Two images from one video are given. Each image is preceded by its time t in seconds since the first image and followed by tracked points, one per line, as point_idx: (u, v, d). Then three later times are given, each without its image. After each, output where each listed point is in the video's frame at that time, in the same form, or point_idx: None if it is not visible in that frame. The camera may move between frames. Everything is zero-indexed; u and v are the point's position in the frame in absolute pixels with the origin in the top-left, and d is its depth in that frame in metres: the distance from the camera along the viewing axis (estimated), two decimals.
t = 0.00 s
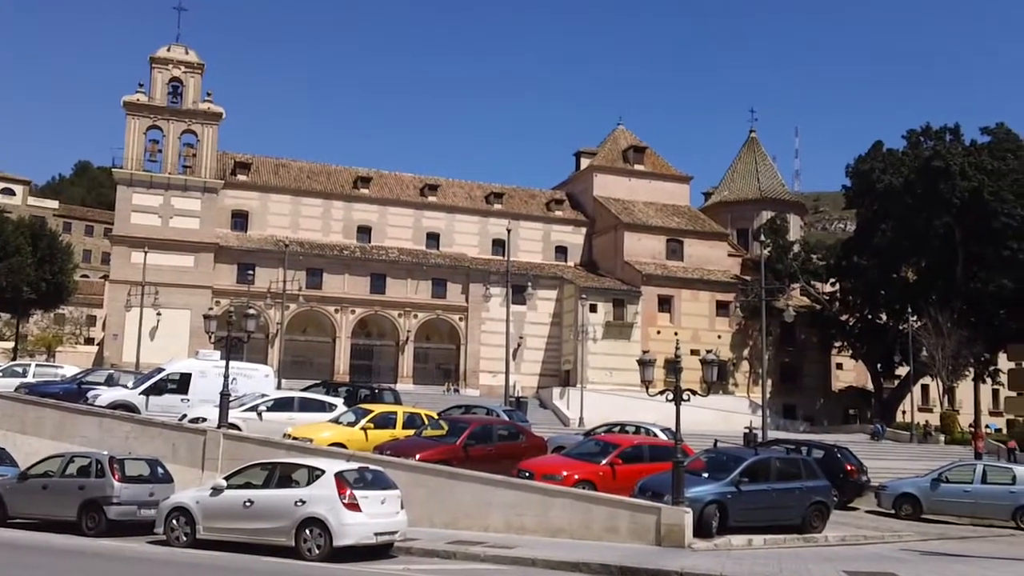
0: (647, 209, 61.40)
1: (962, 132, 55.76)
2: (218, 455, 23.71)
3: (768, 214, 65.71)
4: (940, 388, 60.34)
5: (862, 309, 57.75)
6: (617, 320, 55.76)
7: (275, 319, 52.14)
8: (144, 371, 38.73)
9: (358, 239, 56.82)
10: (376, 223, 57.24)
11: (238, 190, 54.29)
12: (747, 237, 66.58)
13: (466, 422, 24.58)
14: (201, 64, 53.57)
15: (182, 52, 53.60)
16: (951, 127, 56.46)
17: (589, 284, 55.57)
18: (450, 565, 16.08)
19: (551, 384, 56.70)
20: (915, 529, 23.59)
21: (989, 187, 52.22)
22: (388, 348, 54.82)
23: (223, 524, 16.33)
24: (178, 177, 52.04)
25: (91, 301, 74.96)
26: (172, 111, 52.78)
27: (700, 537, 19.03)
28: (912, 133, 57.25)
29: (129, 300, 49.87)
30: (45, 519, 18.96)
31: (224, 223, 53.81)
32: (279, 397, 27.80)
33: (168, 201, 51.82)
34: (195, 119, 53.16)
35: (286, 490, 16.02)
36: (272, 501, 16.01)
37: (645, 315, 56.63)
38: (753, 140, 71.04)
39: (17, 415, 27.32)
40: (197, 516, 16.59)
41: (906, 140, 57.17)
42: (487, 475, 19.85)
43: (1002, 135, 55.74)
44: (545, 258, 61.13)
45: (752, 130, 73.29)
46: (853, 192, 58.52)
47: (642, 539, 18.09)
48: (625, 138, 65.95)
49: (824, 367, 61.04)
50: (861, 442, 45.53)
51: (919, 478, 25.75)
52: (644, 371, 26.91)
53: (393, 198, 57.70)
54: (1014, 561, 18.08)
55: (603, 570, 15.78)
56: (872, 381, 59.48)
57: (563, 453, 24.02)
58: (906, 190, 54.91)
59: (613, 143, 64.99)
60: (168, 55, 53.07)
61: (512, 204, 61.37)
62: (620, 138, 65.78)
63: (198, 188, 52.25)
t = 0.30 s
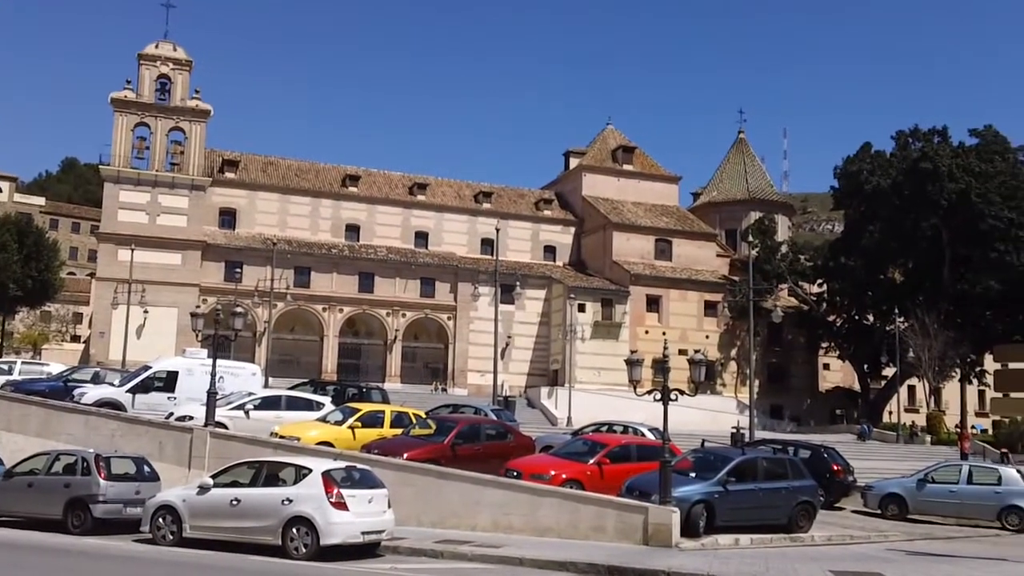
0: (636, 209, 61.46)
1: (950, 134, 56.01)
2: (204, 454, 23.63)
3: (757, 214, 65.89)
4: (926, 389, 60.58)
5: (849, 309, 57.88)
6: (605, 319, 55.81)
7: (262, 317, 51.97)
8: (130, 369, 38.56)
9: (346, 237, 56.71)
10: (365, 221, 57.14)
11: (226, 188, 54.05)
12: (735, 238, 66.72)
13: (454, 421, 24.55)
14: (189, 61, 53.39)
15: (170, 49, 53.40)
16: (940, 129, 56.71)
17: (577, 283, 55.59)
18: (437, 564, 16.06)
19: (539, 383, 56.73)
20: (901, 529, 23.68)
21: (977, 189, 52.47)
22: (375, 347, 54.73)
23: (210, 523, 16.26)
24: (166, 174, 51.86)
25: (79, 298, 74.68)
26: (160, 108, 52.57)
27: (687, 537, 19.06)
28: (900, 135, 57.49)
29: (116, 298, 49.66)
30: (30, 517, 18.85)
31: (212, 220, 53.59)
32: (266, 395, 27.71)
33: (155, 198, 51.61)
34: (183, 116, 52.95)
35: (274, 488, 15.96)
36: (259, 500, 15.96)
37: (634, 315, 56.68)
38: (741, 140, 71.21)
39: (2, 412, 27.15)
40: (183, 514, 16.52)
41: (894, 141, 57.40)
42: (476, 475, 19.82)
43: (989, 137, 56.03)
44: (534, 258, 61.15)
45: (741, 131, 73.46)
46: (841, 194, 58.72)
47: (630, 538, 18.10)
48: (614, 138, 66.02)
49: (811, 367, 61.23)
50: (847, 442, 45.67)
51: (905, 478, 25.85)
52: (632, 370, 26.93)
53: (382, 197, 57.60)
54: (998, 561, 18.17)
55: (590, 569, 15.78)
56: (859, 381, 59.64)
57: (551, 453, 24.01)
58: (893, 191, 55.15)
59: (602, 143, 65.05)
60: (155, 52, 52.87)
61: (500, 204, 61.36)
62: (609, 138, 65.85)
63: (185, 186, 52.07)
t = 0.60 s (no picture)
0: (627, 208, 61.52)
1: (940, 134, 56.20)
2: (193, 453, 23.56)
3: (747, 213, 66.02)
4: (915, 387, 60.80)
5: (838, 308, 57.98)
6: (596, 318, 55.84)
7: (252, 316, 51.81)
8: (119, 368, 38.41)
9: (336, 236, 56.61)
10: (355, 220, 57.05)
11: (216, 186, 53.84)
12: (726, 237, 66.82)
13: (445, 421, 24.53)
14: (178, 59, 53.21)
15: (160, 47, 53.18)
16: (930, 128, 56.93)
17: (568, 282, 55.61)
18: (428, 563, 16.02)
19: (530, 382, 56.74)
20: (890, 527, 23.72)
21: (966, 189, 52.67)
22: (366, 346, 54.64)
23: (199, 522, 16.21)
24: (156, 172, 51.71)
25: (67, 297, 74.43)
26: (149, 106, 52.38)
27: (677, 535, 19.08)
28: (891, 134, 57.66)
29: (105, 297, 49.47)
30: (18, 517, 18.76)
31: (202, 219, 53.38)
32: (256, 394, 27.63)
33: (145, 197, 51.46)
34: (172, 114, 52.78)
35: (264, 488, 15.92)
36: (249, 499, 15.91)
37: (624, 313, 56.72)
38: (732, 140, 71.32)
39: None
40: (173, 514, 16.47)
41: (885, 141, 57.58)
42: (466, 474, 19.80)
43: (979, 136, 56.26)
44: (525, 257, 61.15)
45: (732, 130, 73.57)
46: (831, 193, 58.88)
47: (620, 537, 18.12)
48: (605, 137, 66.04)
49: (801, 366, 61.38)
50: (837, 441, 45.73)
51: (895, 476, 25.90)
52: (623, 369, 26.94)
53: (372, 196, 57.51)
54: (987, 560, 18.22)
55: (581, 568, 15.76)
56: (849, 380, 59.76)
57: (541, 452, 24.01)
58: (883, 191, 55.34)
59: (593, 141, 65.09)
60: (145, 49, 52.67)
61: (491, 202, 61.34)
62: (600, 137, 65.90)
63: (175, 184, 51.93)
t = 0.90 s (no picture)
0: (617, 207, 61.60)
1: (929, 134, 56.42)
2: (182, 453, 23.51)
3: (737, 213, 66.20)
4: (904, 386, 61.12)
5: (827, 308, 58.21)
6: (586, 318, 55.89)
7: (241, 316, 51.67)
8: (107, 367, 38.29)
9: (326, 236, 56.52)
10: (345, 219, 56.98)
11: (205, 185, 53.69)
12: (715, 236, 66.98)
13: (435, 420, 24.53)
14: (167, 58, 53.04)
15: (149, 45, 53.01)
16: (919, 129, 57.11)
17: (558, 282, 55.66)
18: (417, 563, 16.01)
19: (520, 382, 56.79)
20: (879, 526, 23.82)
21: (955, 189, 52.87)
22: (356, 346, 54.59)
23: (188, 522, 16.16)
24: (144, 172, 51.55)
25: (55, 297, 74.08)
26: (138, 105, 52.20)
27: (667, 534, 19.12)
28: (880, 134, 57.84)
29: (93, 296, 49.27)
30: (6, 517, 18.68)
31: (191, 218, 53.20)
32: (246, 394, 27.58)
33: (133, 196, 51.30)
34: (161, 113, 52.61)
35: (253, 488, 15.89)
36: (238, 499, 15.88)
37: (614, 313, 56.78)
38: (722, 140, 71.47)
39: None
40: (161, 514, 16.43)
41: (874, 141, 57.77)
42: (457, 474, 19.80)
43: (968, 137, 56.46)
44: (515, 256, 61.18)
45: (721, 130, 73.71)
46: (820, 193, 59.08)
47: (610, 536, 18.14)
48: (595, 137, 66.12)
49: (791, 365, 61.57)
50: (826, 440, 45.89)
51: (883, 475, 25.87)
52: (613, 369, 26.97)
53: (362, 195, 57.45)
54: (976, 558, 18.31)
55: (570, 568, 15.75)
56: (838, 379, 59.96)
57: (531, 451, 24.02)
58: (872, 191, 55.58)
59: (583, 141, 65.17)
60: (133, 48, 52.49)
61: (481, 202, 61.33)
62: (590, 136, 65.98)
63: (164, 183, 51.81)
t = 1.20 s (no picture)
0: (606, 206, 61.76)
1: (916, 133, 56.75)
2: (172, 452, 23.54)
3: (726, 212, 66.47)
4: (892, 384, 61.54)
5: (815, 306, 58.49)
6: (576, 316, 56.03)
7: (232, 315, 51.63)
8: (97, 367, 38.23)
9: (316, 235, 56.48)
10: (335, 218, 56.97)
11: (195, 185, 53.63)
12: (705, 235, 67.20)
13: (425, 419, 24.63)
14: (156, 57, 52.95)
15: (138, 45, 52.91)
16: (907, 128, 57.41)
17: (548, 281, 55.81)
18: (408, 562, 16.09)
19: (510, 380, 56.92)
20: (866, 522, 24.02)
21: (942, 188, 53.15)
22: (346, 345, 54.61)
23: (179, 521, 16.22)
24: (134, 171, 51.47)
25: (44, 297, 73.83)
26: (127, 105, 52.09)
27: (657, 531, 19.27)
28: (868, 133, 58.14)
29: (82, 296, 49.14)
30: None
31: (181, 217, 53.12)
32: (236, 393, 27.62)
33: (123, 195, 51.22)
34: (150, 112, 52.52)
35: (243, 487, 15.95)
36: (229, 497, 15.94)
37: (604, 312, 56.94)
38: (711, 138, 71.72)
39: None
40: (152, 513, 16.47)
41: (861, 140, 58.07)
42: (447, 472, 19.88)
43: (955, 136, 56.82)
44: (505, 255, 61.32)
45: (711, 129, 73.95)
46: (808, 192, 59.36)
47: (599, 534, 18.27)
48: (585, 136, 66.27)
49: (779, 363, 61.85)
50: (815, 438, 46.15)
51: (869, 472, 25.96)
52: (601, 367, 27.10)
53: (352, 194, 57.46)
54: (961, 554, 18.50)
55: (560, 565, 15.88)
56: (826, 377, 60.27)
57: (521, 449, 24.12)
58: (860, 189, 55.87)
59: (573, 140, 65.33)
60: (122, 48, 52.38)
61: (471, 201, 61.40)
62: (580, 135, 66.13)
63: (153, 182, 51.74)
